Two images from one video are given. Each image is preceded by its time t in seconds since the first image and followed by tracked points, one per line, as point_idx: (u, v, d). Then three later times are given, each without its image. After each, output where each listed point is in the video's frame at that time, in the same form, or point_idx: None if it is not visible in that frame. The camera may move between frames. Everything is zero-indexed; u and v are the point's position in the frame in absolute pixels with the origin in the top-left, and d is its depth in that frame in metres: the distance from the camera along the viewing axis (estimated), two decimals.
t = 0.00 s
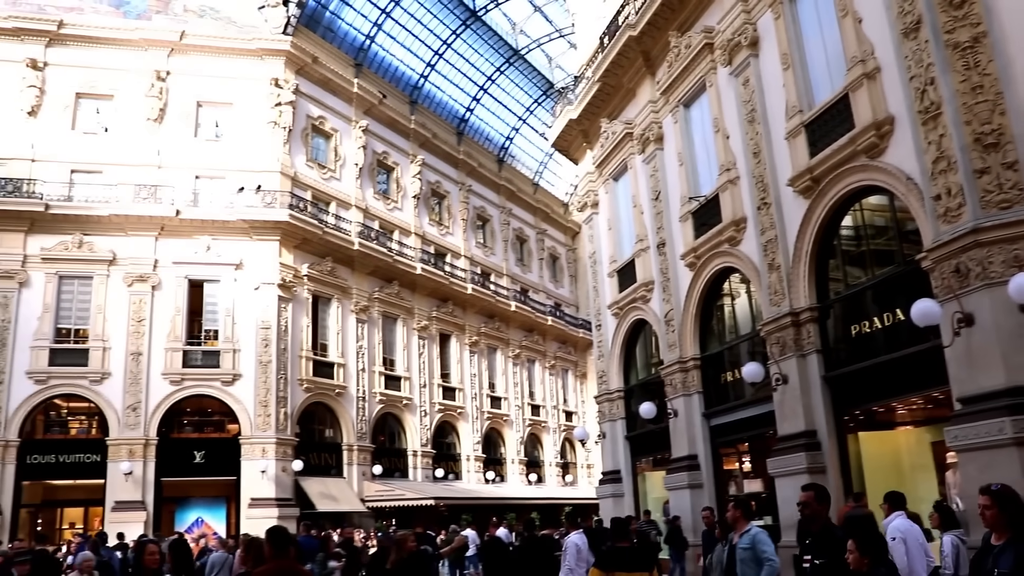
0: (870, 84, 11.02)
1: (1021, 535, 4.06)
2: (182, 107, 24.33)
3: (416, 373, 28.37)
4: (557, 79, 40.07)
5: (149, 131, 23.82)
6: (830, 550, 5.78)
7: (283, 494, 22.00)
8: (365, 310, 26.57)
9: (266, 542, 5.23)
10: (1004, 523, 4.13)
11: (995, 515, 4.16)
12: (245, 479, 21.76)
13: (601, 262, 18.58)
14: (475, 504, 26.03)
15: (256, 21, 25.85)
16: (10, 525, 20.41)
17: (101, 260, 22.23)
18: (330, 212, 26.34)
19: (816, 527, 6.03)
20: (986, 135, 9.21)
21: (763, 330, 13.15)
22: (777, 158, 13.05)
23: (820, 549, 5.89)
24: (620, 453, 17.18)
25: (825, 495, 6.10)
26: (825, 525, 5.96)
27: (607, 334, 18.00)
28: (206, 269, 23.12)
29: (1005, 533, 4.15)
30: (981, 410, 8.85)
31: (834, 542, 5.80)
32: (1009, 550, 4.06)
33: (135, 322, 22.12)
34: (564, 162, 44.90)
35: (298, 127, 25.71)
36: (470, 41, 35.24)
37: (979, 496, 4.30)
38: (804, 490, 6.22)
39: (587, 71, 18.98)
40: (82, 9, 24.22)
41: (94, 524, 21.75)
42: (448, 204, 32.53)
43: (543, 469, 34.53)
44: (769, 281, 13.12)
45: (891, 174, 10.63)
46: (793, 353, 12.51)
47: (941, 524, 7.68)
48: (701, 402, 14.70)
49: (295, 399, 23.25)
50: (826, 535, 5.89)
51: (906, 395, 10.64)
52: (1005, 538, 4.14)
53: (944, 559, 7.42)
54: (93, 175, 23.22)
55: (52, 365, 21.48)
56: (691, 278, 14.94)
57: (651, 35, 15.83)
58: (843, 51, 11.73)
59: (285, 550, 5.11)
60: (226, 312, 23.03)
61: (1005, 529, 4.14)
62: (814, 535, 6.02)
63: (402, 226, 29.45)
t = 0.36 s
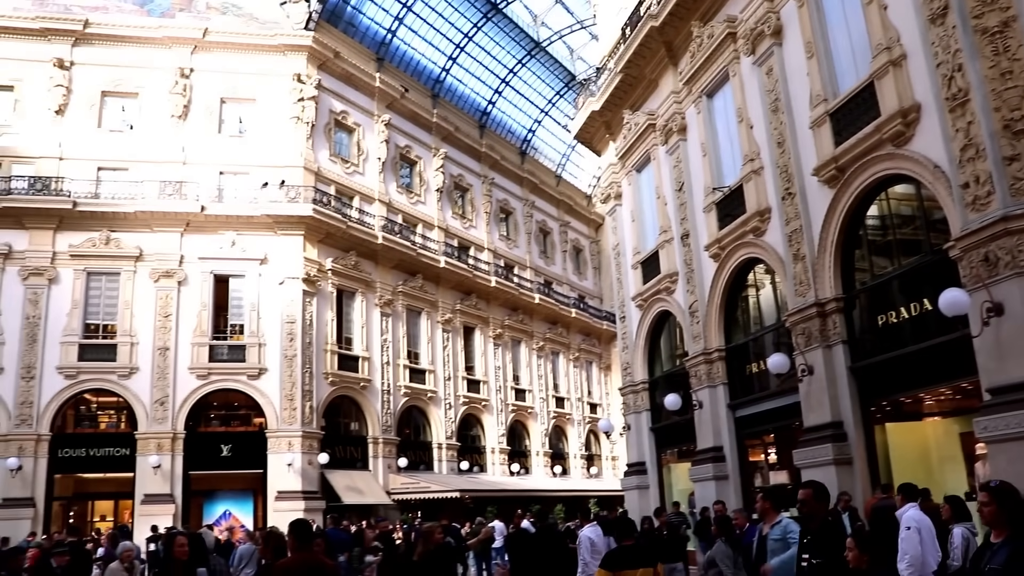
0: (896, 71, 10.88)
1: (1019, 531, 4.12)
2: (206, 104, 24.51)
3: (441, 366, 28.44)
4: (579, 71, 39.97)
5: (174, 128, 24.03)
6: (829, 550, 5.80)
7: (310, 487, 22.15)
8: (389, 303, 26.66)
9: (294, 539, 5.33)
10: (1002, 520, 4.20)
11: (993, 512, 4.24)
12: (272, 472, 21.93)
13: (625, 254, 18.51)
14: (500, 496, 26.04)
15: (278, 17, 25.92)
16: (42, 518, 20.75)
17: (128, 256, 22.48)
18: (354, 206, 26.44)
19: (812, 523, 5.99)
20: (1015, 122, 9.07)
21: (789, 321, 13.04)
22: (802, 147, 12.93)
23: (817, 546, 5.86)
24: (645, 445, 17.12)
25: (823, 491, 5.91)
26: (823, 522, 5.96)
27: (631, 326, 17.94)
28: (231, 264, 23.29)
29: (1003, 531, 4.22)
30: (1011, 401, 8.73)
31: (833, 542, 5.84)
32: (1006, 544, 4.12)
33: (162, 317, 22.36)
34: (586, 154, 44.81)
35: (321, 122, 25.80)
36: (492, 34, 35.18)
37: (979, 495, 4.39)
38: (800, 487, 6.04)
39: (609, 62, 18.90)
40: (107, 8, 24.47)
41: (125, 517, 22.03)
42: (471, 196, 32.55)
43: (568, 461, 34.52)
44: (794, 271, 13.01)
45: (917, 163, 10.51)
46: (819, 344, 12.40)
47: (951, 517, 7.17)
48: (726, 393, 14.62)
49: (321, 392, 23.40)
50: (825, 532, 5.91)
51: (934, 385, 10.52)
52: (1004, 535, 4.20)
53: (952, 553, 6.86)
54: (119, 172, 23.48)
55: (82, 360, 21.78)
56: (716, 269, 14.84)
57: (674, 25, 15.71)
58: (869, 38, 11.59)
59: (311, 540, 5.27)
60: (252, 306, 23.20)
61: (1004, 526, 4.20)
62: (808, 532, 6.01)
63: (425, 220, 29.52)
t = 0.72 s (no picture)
0: (924, 54, 10.72)
1: (1013, 519, 3.94)
2: (230, 94, 24.63)
3: (466, 354, 28.51)
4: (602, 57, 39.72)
5: (198, 119, 24.17)
6: (820, 535, 5.24)
7: (336, 474, 22.30)
8: (414, 291, 26.72)
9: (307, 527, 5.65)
10: (993, 509, 4.05)
11: (985, 501, 4.10)
12: (298, 460, 22.11)
13: (649, 240, 18.43)
14: (526, 483, 26.08)
15: (301, 6, 25.90)
16: (74, 504, 21.12)
17: (154, 246, 22.72)
18: (378, 194, 26.49)
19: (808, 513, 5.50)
20: None
21: (814, 307, 12.93)
22: (828, 132, 12.79)
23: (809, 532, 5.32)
24: (670, 432, 17.08)
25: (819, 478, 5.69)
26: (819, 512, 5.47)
27: (656, 312, 17.88)
28: (257, 253, 23.44)
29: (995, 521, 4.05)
30: None
31: (826, 527, 5.25)
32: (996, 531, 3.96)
33: (188, 306, 22.58)
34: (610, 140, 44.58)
35: (345, 111, 25.84)
36: (514, 22, 34.98)
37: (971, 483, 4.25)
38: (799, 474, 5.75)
39: (632, 48, 18.77)
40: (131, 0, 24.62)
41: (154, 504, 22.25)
42: (494, 184, 32.51)
43: (593, 448, 34.52)
44: (820, 257, 12.89)
45: (946, 146, 10.38)
46: (845, 330, 12.29)
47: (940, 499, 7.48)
48: (751, 379, 14.55)
49: (346, 380, 23.53)
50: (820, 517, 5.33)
51: (963, 371, 10.41)
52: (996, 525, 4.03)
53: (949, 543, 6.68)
54: (145, 163, 23.69)
55: (111, 350, 22.07)
56: (741, 255, 14.74)
57: (698, 9, 15.54)
58: (896, 21, 11.42)
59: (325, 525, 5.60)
60: (277, 295, 23.33)
61: (996, 514, 4.02)
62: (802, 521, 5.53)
63: (449, 208, 29.53)
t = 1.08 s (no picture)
0: (953, 34, 10.55)
1: (1009, 506, 3.98)
2: (254, 84, 24.73)
3: (491, 341, 28.54)
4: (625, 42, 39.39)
5: (222, 109, 24.31)
6: (817, 526, 5.96)
7: (363, 461, 22.46)
8: (439, 279, 26.74)
9: (327, 511, 5.22)
10: (989, 496, 4.06)
11: (979, 487, 4.09)
12: (325, 447, 22.29)
13: (674, 226, 18.34)
14: (552, 469, 26.12)
15: None
16: (106, 491, 21.46)
17: (181, 236, 22.92)
18: (402, 182, 26.51)
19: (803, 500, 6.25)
20: None
21: (841, 292, 12.81)
22: (854, 115, 12.64)
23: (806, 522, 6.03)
24: (696, 418, 17.04)
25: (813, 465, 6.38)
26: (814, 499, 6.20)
27: (680, 298, 17.81)
28: (282, 242, 23.55)
29: (991, 507, 4.08)
30: None
31: (824, 518, 5.97)
32: (995, 521, 3.98)
33: (215, 295, 22.78)
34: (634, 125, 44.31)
35: (368, 99, 25.86)
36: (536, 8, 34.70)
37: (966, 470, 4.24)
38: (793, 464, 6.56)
39: (655, 33, 18.63)
40: None
41: (185, 491, 22.49)
42: (518, 170, 32.43)
43: (618, 434, 34.50)
44: (847, 242, 12.76)
45: (975, 128, 10.23)
46: (872, 315, 12.18)
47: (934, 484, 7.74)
48: (777, 365, 14.47)
49: (372, 368, 23.66)
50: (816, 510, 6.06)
51: (993, 356, 10.29)
52: (993, 512, 4.06)
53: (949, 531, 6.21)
54: (171, 154, 23.88)
55: (139, 339, 22.33)
56: (766, 240, 14.63)
57: None
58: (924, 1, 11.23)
59: (345, 513, 5.18)
60: (303, 283, 23.44)
61: (992, 501, 4.06)
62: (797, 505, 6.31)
63: (473, 194, 29.52)
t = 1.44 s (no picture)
0: (985, 12, 10.37)
1: (1003, 495, 3.85)
2: (278, 68, 24.77)
3: (515, 324, 28.53)
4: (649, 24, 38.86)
5: (247, 94, 24.39)
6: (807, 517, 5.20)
7: (388, 444, 22.61)
8: (463, 263, 26.73)
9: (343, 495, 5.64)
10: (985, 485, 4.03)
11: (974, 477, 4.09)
12: (350, 430, 22.44)
13: (699, 209, 18.24)
14: (576, 452, 26.13)
15: None
16: (135, 474, 21.79)
17: (207, 221, 23.06)
18: (426, 165, 26.47)
19: (793, 489, 5.50)
20: None
21: (868, 275, 12.69)
22: (882, 96, 12.47)
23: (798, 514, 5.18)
24: (721, 401, 16.98)
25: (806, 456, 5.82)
26: (806, 489, 5.46)
27: (705, 282, 17.73)
28: (307, 227, 23.62)
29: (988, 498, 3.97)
30: None
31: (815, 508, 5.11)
32: (985, 511, 3.88)
33: (241, 279, 22.93)
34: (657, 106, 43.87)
35: (391, 83, 25.83)
36: None
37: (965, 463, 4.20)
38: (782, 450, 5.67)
39: (680, 14, 18.47)
40: None
41: (212, 474, 22.73)
42: (542, 154, 32.26)
43: (643, 417, 34.45)
44: (874, 224, 12.62)
45: (1007, 108, 10.08)
46: (899, 298, 12.05)
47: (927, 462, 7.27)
48: (803, 348, 14.39)
49: (397, 351, 23.76)
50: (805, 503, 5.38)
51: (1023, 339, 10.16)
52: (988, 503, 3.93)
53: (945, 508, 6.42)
54: (196, 139, 24.01)
55: (166, 323, 22.56)
56: (792, 223, 14.50)
57: None
58: None
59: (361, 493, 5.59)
60: (328, 267, 23.52)
61: (987, 492, 3.94)
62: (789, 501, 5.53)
63: (497, 178, 29.45)
